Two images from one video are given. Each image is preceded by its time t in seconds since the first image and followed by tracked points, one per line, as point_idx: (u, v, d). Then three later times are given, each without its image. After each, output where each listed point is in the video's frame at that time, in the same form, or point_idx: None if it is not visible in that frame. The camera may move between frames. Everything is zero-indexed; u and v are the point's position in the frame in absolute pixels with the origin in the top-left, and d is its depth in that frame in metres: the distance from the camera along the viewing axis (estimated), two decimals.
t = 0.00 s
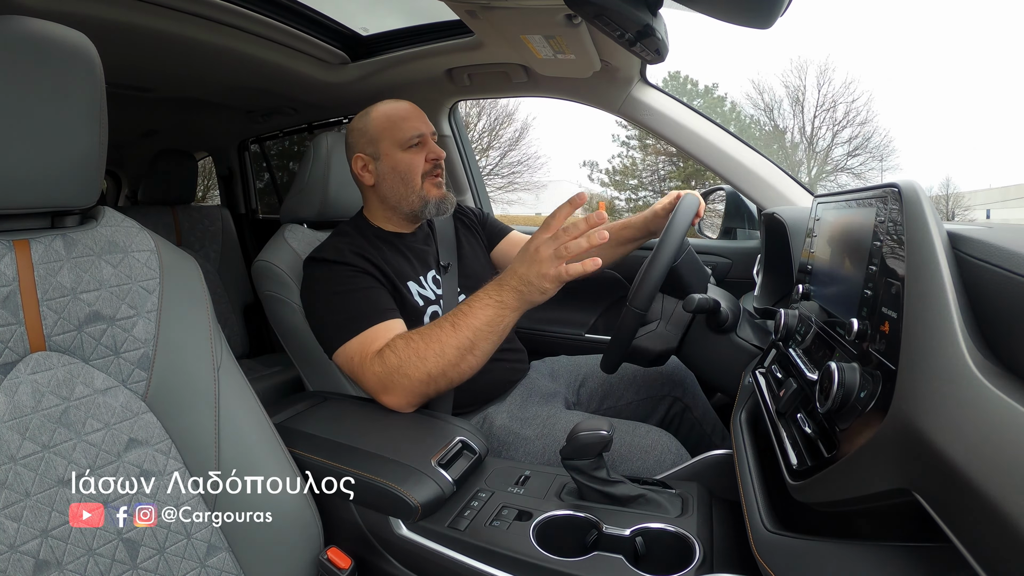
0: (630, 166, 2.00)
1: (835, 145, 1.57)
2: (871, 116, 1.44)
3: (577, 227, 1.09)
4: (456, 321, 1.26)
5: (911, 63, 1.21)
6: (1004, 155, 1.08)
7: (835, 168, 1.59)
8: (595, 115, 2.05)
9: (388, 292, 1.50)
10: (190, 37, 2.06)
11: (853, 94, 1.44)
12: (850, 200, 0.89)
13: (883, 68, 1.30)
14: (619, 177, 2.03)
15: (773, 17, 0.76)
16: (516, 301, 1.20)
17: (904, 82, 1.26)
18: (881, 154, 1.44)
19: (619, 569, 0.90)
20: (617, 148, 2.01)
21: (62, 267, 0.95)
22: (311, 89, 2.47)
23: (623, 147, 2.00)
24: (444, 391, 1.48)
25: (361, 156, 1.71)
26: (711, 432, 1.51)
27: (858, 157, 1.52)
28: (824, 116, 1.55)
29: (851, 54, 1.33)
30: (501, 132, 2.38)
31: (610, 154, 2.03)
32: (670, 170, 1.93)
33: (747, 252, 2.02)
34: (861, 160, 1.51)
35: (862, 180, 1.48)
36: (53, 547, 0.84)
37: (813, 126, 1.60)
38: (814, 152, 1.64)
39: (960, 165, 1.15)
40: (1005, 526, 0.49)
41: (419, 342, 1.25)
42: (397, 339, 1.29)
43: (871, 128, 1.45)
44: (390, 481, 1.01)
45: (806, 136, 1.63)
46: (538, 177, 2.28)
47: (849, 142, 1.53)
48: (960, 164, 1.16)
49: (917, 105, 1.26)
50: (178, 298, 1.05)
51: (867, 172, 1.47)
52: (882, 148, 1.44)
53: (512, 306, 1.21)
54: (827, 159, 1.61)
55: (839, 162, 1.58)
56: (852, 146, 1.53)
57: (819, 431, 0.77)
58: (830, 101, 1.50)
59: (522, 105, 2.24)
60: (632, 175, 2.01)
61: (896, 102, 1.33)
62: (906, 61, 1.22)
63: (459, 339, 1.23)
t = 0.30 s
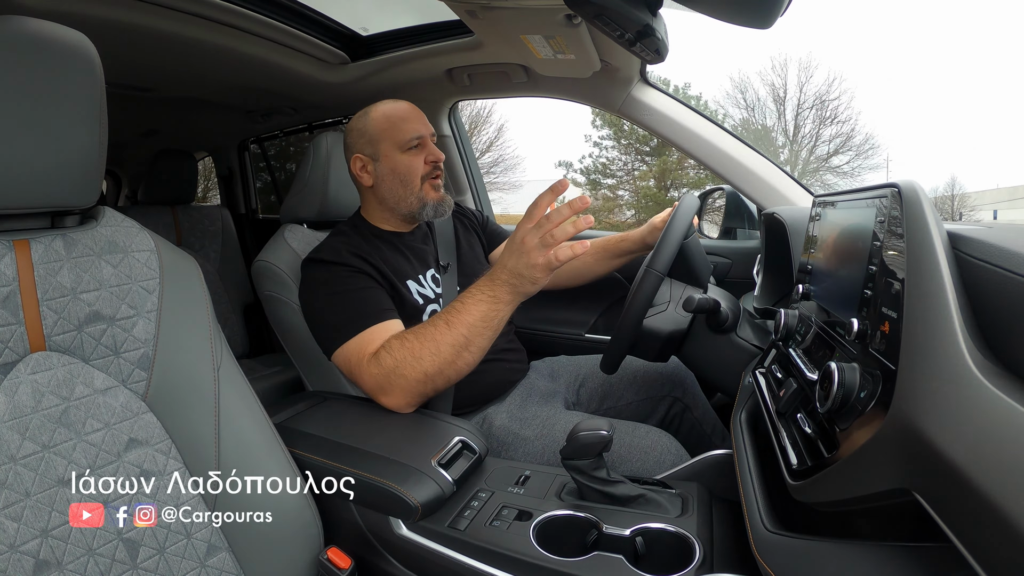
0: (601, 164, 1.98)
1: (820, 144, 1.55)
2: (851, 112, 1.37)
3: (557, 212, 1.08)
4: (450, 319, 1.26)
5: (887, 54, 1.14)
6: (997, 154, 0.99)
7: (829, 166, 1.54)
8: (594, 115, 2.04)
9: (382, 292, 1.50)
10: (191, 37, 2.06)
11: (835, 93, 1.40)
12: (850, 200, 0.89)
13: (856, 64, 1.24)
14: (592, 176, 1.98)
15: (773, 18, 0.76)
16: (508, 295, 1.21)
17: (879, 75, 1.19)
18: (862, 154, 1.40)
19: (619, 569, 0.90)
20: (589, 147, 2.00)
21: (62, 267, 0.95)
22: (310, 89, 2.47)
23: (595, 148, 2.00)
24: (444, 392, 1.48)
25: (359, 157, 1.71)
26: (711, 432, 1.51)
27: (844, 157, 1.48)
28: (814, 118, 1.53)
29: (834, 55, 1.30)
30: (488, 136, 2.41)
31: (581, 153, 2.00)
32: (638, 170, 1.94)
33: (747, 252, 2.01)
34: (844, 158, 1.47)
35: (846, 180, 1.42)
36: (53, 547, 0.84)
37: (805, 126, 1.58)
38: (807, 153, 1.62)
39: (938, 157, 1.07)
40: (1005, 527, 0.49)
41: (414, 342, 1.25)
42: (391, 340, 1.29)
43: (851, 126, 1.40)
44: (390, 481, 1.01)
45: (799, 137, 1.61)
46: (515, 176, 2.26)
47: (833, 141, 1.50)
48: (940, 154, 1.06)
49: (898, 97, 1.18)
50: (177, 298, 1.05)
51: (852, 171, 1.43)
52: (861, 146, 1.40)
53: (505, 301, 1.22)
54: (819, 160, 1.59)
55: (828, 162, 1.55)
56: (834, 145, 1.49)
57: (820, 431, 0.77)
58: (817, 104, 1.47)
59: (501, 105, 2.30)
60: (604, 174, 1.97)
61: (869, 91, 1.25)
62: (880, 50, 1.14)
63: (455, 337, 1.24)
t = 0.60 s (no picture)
0: (581, 168, 2.09)
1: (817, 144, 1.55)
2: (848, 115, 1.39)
3: (592, 300, 0.97)
4: (456, 339, 1.19)
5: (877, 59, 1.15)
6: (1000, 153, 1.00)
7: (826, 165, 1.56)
8: (594, 115, 2.05)
9: (388, 292, 1.50)
10: (191, 37, 2.06)
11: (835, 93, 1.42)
12: (850, 201, 0.89)
13: (848, 67, 1.25)
14: (574, 179, 2.13)
15: (773, 18, 0.77)
16: (518, 332, 1.09)
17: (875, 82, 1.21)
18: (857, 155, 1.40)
19: (619, 569, 0.90)
20: (567, 151, 2.09)
21: (62, 267, 0.95)
22: (311, 89, 2.47)
23: (574, 151, 2.09)
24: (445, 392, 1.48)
25: (358, 157, 1.75)
26: (711, 432, 1.52)
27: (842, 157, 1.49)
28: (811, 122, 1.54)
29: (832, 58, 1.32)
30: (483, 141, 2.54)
31: (560, 157, 2.11)
32: (617, 171, 2.05)
33: (747, 252, 2.02)
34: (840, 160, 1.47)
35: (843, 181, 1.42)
36: (53, 547, 0.84)
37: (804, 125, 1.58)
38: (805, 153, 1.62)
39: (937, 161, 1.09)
40: (1005, 527, 0.49)
41: (416, 353, 1.22)
42: (398, 347, 1.28)
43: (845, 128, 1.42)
44: (390, 481, 1.01)
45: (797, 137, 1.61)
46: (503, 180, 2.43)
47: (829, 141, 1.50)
48: (941, 162, 1.09)
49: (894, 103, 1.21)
50: (177, 299, 1.05)
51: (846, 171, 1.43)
52: (854, 147, 1.40)
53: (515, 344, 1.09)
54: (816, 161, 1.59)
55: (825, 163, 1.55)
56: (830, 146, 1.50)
57: (820, 431, 0.77)
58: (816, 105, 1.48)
59: (486, 107, 2.37)
60: (585, 176, 2.10)
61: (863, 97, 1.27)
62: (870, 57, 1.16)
63: (454, 360, 1.16)
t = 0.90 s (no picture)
0: (566, 167, 2.13)
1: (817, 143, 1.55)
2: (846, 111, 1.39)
3: (623, 415, 1.01)
4: (483, 386, 1.16)
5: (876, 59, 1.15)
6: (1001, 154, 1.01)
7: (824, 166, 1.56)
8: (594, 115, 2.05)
9: (386, 294, 1.51)
10: (191, 37, 2.06)
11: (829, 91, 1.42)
12: (849, 201, 0.89)
13: (845, 66, 1.25)
14: (560, 176, 2.17)
15: (773, 19, 0.77)
16: (541, 416, 1.08)
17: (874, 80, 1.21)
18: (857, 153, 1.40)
19: (619, 570, 0.90)
20: (554, 150, 2.14)
21: (62, 267, 0.95)
22: (310, 89, 2.47)
23: (559, 150, 2.14)
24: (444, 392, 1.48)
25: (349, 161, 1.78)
26: (711, 433, 1.53)
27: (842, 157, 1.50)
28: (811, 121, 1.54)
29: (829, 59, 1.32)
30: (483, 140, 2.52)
31: (545, 156, 2.15)
32: (597, 169, 2.09)
33: (747, 253, 2.02)
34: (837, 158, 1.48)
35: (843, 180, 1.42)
36: (53, 547, 0.83)
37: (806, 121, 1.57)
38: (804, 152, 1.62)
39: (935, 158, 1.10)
40: (1005, 526, 0.49)
41: (441, 377, 1.20)
42: (426, 360, 1.25)
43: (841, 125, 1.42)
44: (390, 481, 1.01)
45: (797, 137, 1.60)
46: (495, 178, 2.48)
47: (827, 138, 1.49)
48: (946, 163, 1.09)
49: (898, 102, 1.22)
50: (177, 299, 1.05)
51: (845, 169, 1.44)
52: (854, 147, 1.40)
53: (537, 418, 1.08)
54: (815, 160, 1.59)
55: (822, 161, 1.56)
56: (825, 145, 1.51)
57: (819, 432, 0.77)
58: (816, 106, 1.47)
59: (480, 107, 2.38)
60: (571, 174, 2.14)
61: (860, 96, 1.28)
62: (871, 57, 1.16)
63: (470, 406, 1.14)
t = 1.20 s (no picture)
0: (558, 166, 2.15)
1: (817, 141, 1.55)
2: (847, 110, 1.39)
3: (623, 415, 1.01)
4: (483, 388, 1.16)
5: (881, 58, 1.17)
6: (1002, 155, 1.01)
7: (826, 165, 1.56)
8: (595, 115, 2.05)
9: (387, 294, 1.51)
10: (191, 37, 2.05)
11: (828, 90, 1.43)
12: (849, 201, 0.89)
13: (849, 64, 1.25)
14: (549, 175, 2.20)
15: (772, 19, 0.77)
16: (541, 418, 1.07)
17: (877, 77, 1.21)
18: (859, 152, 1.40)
19: (619, 570, 0.90)
20: (545, 151, 2.16)
21: (62, 267, 0.95)
22: (311, 88, 2.47)
23: (552, 151, 2.15)
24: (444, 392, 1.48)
25: (353, 159, 1.74)
26: (711, 433, 1.53)
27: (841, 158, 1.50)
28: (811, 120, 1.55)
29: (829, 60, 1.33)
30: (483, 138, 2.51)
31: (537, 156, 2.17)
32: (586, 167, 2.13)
33: (748, 253, 2.01)
34: (838, 157, 1.48)
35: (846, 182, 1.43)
36: (53, 547, 0.83)
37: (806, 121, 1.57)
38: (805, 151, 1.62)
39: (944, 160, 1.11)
40: (1005, 526, 0.49)
41: (441, 378, 1.20)
42: (427, 360, 1.26)
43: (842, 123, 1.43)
44: (390, 481, 1.01)
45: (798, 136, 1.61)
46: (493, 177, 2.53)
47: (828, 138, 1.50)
48: (956, 166, 1.10)
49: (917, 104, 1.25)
50: (177, 299, 1.05)
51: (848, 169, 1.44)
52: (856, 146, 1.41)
53: (535, 420, 1.08)
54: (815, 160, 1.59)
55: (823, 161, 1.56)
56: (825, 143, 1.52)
57: (819, 431, 0.77)
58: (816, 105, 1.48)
59: (478, 108, 2.39)
60: (562, 176, 2.18)
61: (863, 93, 1.28)
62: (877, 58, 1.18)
63: (470, 407, 1.14)
